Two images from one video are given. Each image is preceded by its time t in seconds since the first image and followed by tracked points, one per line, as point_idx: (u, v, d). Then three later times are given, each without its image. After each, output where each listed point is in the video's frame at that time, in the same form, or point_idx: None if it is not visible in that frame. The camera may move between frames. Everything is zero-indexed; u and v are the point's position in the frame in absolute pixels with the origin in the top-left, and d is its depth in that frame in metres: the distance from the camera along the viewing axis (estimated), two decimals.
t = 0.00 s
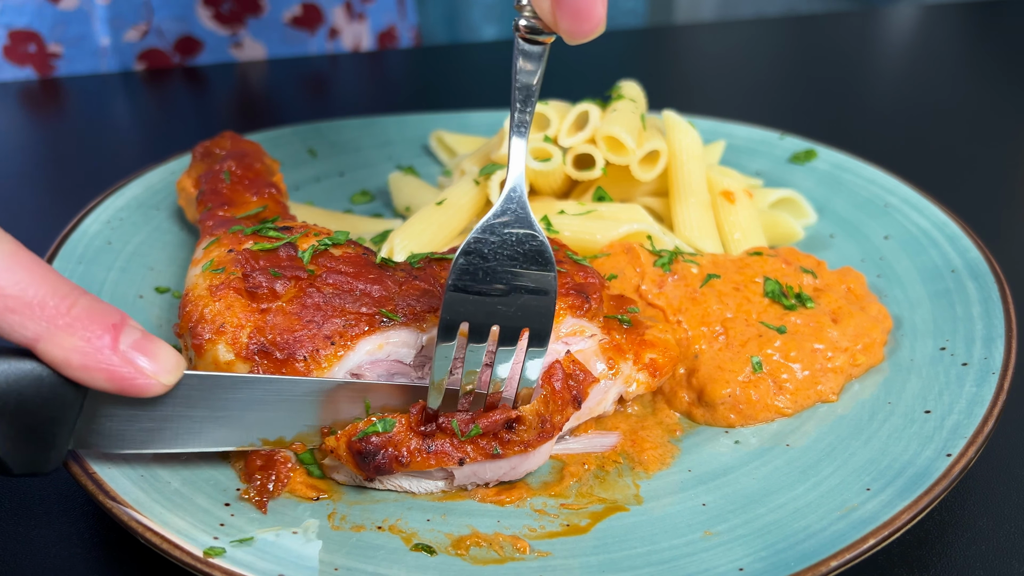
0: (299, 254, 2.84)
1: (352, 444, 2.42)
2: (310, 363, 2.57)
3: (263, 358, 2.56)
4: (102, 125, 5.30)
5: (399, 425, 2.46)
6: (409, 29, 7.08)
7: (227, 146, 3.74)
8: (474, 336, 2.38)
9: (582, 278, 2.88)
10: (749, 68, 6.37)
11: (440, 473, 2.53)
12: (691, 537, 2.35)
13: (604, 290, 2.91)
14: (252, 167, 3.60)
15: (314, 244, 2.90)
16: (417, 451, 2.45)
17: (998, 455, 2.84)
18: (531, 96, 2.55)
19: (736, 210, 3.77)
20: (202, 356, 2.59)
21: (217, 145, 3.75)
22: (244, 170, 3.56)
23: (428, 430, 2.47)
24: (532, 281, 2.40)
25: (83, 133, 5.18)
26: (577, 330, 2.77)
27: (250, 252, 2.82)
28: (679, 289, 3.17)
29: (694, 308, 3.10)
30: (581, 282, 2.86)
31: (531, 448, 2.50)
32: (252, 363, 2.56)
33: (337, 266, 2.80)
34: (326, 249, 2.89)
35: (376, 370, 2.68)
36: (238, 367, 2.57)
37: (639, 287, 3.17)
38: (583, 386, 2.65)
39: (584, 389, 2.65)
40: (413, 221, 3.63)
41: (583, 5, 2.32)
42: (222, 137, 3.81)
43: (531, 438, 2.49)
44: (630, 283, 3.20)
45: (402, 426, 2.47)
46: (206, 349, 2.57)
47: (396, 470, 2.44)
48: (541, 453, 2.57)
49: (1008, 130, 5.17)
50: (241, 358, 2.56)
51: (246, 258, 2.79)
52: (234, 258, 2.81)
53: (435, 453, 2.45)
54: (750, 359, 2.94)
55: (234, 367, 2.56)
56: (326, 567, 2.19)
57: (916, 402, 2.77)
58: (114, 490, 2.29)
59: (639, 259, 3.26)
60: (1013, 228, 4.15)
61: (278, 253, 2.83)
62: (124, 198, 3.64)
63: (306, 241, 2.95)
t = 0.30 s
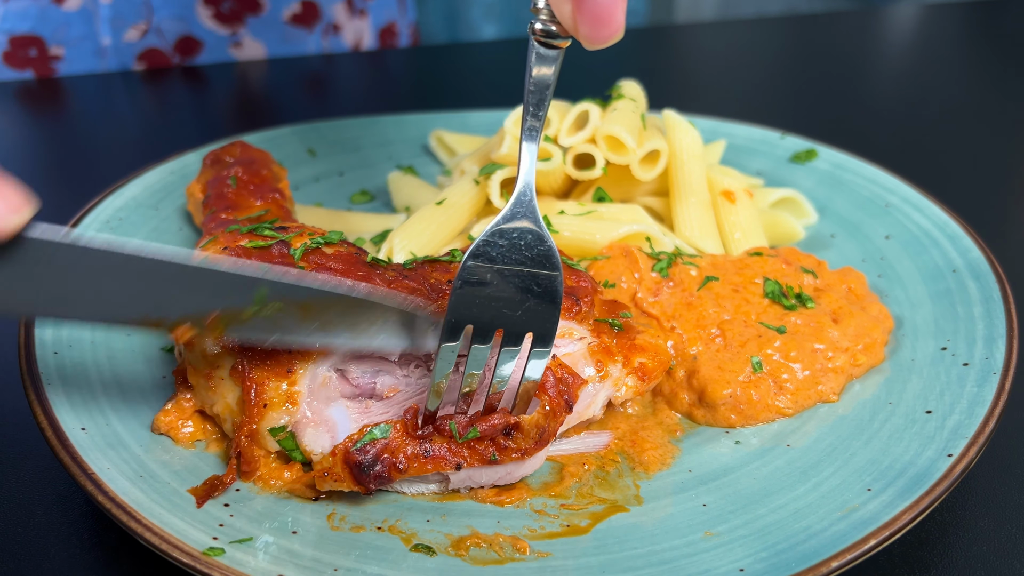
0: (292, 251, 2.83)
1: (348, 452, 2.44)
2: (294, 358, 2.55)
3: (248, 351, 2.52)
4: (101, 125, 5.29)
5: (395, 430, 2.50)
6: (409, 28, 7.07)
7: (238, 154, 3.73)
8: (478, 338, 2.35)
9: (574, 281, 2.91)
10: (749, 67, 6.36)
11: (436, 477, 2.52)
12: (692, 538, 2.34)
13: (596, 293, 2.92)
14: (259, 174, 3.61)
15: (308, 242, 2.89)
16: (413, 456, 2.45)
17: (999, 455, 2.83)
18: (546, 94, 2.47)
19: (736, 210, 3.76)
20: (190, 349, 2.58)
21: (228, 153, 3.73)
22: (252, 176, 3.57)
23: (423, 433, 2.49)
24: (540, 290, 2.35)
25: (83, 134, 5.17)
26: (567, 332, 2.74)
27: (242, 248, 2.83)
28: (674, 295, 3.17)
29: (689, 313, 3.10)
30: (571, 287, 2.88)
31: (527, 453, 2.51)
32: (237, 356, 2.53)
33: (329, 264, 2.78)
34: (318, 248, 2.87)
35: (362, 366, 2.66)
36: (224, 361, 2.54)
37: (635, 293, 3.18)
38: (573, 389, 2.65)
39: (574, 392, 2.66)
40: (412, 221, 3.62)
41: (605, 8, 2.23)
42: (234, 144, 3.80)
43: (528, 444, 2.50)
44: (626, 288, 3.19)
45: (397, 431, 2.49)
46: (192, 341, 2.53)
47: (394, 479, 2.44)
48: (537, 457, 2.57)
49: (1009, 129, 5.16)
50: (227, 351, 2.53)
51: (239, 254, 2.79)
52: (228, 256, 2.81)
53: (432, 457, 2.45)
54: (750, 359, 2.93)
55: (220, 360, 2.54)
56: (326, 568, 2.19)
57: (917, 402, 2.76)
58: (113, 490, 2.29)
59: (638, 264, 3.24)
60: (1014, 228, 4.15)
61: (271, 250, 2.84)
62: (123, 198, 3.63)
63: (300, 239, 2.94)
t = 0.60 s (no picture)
0: (289, 250, 2.87)
1: (347, 461, 2.41)
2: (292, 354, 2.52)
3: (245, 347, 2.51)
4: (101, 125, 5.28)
5: (395, 439, 2.47)
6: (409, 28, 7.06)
7: (236, 159, 3.71)
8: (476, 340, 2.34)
9: (572, 279, 2.90)
10: (749, 67, 6.35)
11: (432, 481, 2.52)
12: (692, 539, 2.33)
13: (594, 290, 2.91)
14: (257, 177, 3.59)
15: (306, 242, 2.91)
16: (414, 462, 2.45)
17: (1001, 456, 2.82)
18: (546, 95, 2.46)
19: (736, 210, 3.75)
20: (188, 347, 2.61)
21: (226, 158, 3.72)
22: (248, 179, 3.55)
23: (427, 439, 2.47)
24: (539, 289, 2.34)
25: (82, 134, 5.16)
26: (565, 328, 2.73)
27: (241, 249, 2.85)
28: (674, 294, 3.16)
29: (689, 313, 3.08)
30: (570, 284, 2.86)
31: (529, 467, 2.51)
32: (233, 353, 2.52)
33: (328, 263, 2.81)
34: (317, 247, 2.90)
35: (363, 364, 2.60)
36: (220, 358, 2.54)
37: (635, 292, 3.16)
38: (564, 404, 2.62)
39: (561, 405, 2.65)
40: (411, 221, 3.61)
41: (605, 10, 2.20)
42: (231, 149, 3.79)
43: (531, 458, 2.50)
44: (626, 287, 3.17)
45: (397, 438, 2.47)
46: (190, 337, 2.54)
47: (395, 484, 2.43)
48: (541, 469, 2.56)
49: (1010, 130, 5.15)
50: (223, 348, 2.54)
51: (238, 254, 2.82)
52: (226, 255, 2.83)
53: (433, 463, 2.45)
54: (751, 359, 2.92)
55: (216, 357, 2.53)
56: (325, 568, 2.18)
57: (918, 403, 2.76)
58: (112, 491, 2.28)
59: (638, 263, 3.22)
60: (1015, 227, 4.14)
61: (269, 250, 2.86)
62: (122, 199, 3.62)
63: (298, 239, 2.96)
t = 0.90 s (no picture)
0: (280, 245, 2.88)
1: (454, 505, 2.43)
2: (276, 350, 2.57)
3: (231, 343, 2.56)
4: (99, 124, 5.27)
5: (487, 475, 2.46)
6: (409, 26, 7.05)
7: (240, 151, 3.71)
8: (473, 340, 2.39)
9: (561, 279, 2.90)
10: (750, 66, 6.34)
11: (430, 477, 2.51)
12: (693, 539, 2.33)
13: (583, 293, 2.89)
14: (259, 171, 3.58)
15: (297, 237, 2.92)
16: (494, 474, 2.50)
17: (1002, 457, 2.81)
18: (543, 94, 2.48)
19: (737, 210, 3.75)
20: (176, 340, 2.64)
21: (230, 151, 3.71)
22: (251, 173, 3.55)
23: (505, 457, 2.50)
24: (535, 288, 2.38)
25: (81, 133, 5.14)
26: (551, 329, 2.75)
27: (232, 243, 2.88)
28: (672, 300, 3.14)
29: (684, 316, 3.08)
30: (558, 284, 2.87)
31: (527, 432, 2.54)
32: (219, 347, 2.56)
33: (316, 259, 2.82)
34: (307, 243, 2.90)
35: (344, 361, 2.70)
36: (207, 352, 2.58)
37: (632, 296, 3.14)
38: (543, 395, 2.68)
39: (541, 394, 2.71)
40: (410, 220, 3.60)
41: (601, 9, 2.21)
42: (237, 142, 3.78)
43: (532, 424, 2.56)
44: (623, 291, 3.16)
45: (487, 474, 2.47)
46: (178, 332, 2.62)
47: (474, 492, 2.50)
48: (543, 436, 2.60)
49: (1012, 129, 5.14)
50: (209, 342, 2.58)
51: (228, 248, 2.84)
52: (217, 249, 2.86)
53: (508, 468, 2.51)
54: (750, 360, 2.92)
55: (203, 351, 2.58)
56: (326, 570, 2.17)
57: (919, 403, 2.75)
58: (111, 492, 2.27)
59: (637, 266, 3.20)
60: (1017, 227, 4.13)
61: (259, 245, 2.88)
62: (121, 198, 3.62)
63: (290, 235, 2.97)
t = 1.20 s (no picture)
0: (278, 243, 2.88)
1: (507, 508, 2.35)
2: (273, 346, 2.59)
3: (228, 339, 2.57)
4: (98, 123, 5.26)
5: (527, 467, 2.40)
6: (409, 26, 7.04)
7: (243, 154, 3.70)
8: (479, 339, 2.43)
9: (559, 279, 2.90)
10: (751, 66, 6.33)
11: (431, 480, 2.52)
12: (693, 540, 2.32)
13: (582, 293, 2.88)
14: (261, 172, 3.58)
15: (295, 236, 2.91)
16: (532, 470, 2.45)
17: (1003, 458, 2.80)
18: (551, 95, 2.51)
19: (738, 210, 3.74)
20: (174, 337, 2.63)
21: (233, 152, 3.70)
22: (253, 174, 3.55)
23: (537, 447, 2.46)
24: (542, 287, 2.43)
25: (79, 133, 5.13)
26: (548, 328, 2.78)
27: (230, 240, 2.87)
28: (672, 301, 3.12)
29: (684, 317, 3.07)
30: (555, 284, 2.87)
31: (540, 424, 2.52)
32: (217, 343, 2.57)
33: (314, 257, 2.82)
34: (306, 241, 2.90)
35: (340, 357, 2.69)
36: (205, 348, 2.58)
37: (632, 298, 3.13)
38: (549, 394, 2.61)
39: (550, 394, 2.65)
40: (410, 220, 3.59)
41: (611, 9, 2.20)
42: (240, 145, 3.77)
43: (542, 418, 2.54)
44: (624, 291, 3.15)
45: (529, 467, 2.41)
46: (176, 327, 2.61)
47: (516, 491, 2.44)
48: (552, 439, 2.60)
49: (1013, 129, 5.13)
50: (207, 339, 2.58)
51: (226, 245, 2.84)
52: (216, 246, 2.85)
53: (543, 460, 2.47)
54: (751, 360, 2.92)
55: (201, 347, 2.58)
56: (326, 571, 2.16)
57: (920, 403, 2.74)
58: (110, 493, 2.26)
59: (637, 266, 3.19)
60: (1019, 228, 4.12)
61: (258, 242, 2.88)
62: (120, 198, 3.61)
63: (289, 233, 2.96)
